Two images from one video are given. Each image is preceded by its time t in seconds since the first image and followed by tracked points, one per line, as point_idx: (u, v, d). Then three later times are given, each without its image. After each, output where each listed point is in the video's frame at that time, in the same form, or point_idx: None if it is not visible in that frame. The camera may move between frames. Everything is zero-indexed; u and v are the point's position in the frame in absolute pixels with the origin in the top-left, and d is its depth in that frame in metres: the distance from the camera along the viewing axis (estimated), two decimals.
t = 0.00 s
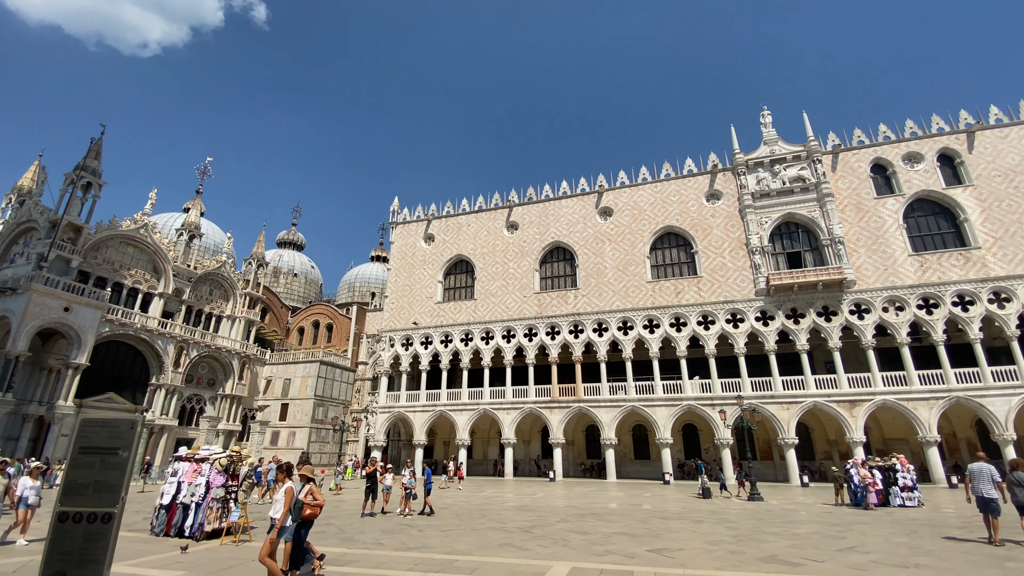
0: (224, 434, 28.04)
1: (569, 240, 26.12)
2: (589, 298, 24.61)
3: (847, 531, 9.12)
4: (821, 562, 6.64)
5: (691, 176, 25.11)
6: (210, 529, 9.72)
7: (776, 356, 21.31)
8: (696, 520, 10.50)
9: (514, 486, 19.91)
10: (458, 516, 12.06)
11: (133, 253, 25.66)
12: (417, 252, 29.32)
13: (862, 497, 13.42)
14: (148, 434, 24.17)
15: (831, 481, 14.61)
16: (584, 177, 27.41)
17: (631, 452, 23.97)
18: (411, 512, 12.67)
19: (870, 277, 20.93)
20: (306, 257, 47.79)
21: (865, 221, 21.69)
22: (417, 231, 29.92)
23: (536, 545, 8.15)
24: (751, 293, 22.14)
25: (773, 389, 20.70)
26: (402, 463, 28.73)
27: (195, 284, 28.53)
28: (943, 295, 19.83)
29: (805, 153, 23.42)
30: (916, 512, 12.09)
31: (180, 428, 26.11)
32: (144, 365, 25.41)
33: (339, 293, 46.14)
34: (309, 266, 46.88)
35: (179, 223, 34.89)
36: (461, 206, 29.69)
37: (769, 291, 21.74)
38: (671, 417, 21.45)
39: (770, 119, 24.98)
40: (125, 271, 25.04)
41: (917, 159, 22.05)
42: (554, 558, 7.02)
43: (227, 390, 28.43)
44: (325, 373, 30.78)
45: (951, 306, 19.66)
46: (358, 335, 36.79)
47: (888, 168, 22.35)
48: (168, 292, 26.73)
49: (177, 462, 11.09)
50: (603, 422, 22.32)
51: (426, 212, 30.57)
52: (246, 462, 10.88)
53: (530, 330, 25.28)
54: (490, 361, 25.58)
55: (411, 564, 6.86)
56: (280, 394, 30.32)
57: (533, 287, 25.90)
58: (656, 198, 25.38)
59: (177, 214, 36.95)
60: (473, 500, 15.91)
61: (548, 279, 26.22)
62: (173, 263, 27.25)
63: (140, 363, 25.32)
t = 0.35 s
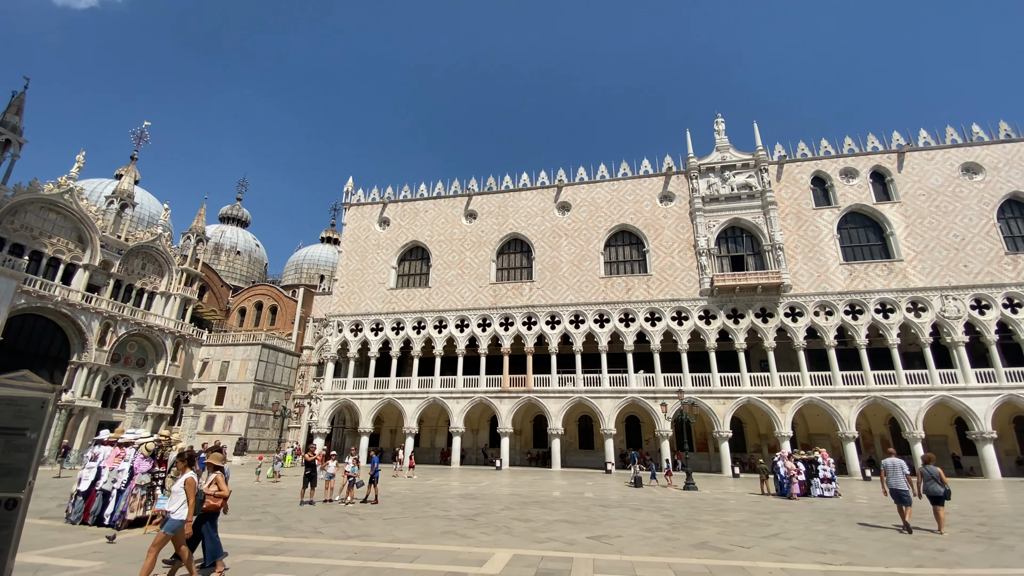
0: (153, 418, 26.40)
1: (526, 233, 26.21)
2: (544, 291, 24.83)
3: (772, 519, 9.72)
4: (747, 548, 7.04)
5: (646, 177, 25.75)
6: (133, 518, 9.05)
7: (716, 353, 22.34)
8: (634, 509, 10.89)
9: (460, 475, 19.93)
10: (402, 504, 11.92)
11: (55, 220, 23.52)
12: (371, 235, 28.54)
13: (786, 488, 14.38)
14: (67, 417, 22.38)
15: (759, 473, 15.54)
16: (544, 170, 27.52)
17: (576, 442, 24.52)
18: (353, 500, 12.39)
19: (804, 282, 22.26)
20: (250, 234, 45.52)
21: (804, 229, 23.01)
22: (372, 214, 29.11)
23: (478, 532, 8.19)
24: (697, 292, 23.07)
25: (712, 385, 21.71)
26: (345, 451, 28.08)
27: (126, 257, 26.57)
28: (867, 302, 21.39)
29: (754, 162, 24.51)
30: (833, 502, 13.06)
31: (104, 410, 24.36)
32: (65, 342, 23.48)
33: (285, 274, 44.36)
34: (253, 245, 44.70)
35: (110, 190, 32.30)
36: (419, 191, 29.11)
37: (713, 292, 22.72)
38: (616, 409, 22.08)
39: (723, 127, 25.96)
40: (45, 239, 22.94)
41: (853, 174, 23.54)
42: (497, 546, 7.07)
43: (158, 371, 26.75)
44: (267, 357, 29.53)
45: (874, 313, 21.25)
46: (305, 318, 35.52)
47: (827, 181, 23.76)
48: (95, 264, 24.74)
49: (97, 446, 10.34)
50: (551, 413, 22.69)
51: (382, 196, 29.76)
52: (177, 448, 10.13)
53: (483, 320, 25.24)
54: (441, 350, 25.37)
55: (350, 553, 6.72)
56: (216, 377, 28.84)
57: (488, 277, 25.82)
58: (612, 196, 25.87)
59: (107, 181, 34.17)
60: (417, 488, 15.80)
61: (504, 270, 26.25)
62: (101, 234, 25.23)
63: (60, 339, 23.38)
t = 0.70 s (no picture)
0: (72, 404, 24.41)
1: (483, 223, 26.07)
2: (498, 282, 24.81)
3: (707, 507, 10.20)
4: (684, 534, 7.35)
5: (603, 175, 26.19)
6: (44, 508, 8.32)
7: (662, 348, 23.15)
8: (578, 498, 11.15)
9: (406, 465, 19.71)
10: (344, 495, 11.64)
11: None
12: (321, 218, 27.49)
13: (721, 477, 14.97)
14: None
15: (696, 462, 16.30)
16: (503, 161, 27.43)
17: (524, 433, 24.78)
18: (293, 491, 11.89)
19: (745, 284, 23.41)
20: (188, 211, 42.75)
21: (747, 234, 24.17)
22: (323, 196, 28.03)
23: (423, 523, 8.10)
24: (646, 289, 23.78)
25: (657, 379, 22.51)
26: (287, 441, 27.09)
27: (45, 228, 24.32)
28: (801, 304, 22.77)
29: (704, 166, 25.43)
30: (763, 490, 13.89)
31: (14, 394, 22.28)
32: None
33: (226, 254, 42.06)
34: (191, 222, 42.04)
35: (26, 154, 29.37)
36: (374, 174, 28.28)
37: (662, 289, 23.50)
38: (565, 400, 22.47)
39: (678, 130, 26.76)
40: None
41: (794, 183, 24.89)
42: (442, 536, 7.02)
43: (79, 353, 24.75)
44: (204, 342, 27.94)
45: (806, 314, 22.65)
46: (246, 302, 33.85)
47: (770, 189, 25.03)
48: (9, 234, 22.48)
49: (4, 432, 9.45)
50: (501, 404, 22.79)
51: (335, 177, 28.71)
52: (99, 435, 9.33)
53: (436, 310, 24.94)
54: (392, 339, 24.86)
55: (288, 545, 6.46)
56: (146, 361, 27.00)
57: (443, 267, 25.49)
58: (570, 192, 26.15)
59: (23, 143, 31.04)
60: (361, 478, 15.50)
61: (458, 260, 26.02)
62: (16, 202, 22.95)
63: None
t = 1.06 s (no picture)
0: None
1: (438, 215, 25.70)
2: (452, 276, 24.54)
3: (648, 499, 10.55)
4: (626, 526, 7.56)
5: (560, 173, 26.46)
6: None
7: (610, 345, 23.72)
8: (524, 491, 11.24)
9: (350, 460, 19.19)
10: (283, 491, 11.17)
11: None
12: (265, 201, 26.17)
13: (661, 470, 15.64)
14: None
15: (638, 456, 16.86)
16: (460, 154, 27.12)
17: (473, 427, 24.71)
18: (227, 487, 11.24)
19: (689, 286, 24.38)
20: (116, 187, 39.54)
21: (693, 237, 25.16)
22: (268, 178, 26.67)
23: (366, 519, 7.88)
24: (597, 287, 24.28)
25: (604, 375, 23.05)
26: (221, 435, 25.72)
27: None
28: (740, 306, 23.96)
29: (656, 170, 26.19)
30: (700, 483, 14.54)
31: None
32: None
33: (159, 236, 39.27)
34: (120, 199, 38.92)
35: None
36: (325, 159, 27.21)
37: (612, 288, 24.07)
38: (515, 395, 22.59)
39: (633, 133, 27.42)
40: None
41: (738, 192, 26.11)
42: (385, 532, 6.86)
43: None
44: (131, 328, 25.98)
45: (744, 316, 23.87)
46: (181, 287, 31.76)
47: (715, 196, 26.14)
48: None
49: None
50: (451, 398, 22.62)
51: (282, 159, 27.39)
52: (5, 428, 8.20)
53: (386, 302, 24.37)
54: (339, 330, 24.08)
55: (220, 544, 6.09)
56: (63, 348, 24.79)
57: (395, 258, 24.91)
58: (527, 188, 26.22)
59: None
60: (302, 473, 14.94)
61: (411, 252, 25.53)
62: None
63: None
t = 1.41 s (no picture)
0: None
1: (390, 207, 25.10)
2: (403, 270, 24.05)
3: (591, 495, 10.79)
4: (568, 522, 7.67)
5: (516, 172, 26.54)
6: None
7: (559, 344, 24.05)
8: (469, 489, 11.20)
9: (288, 458, 18.41)
10: (214, 491, 10.54)
11: None
12: (203, 183, 24.61)
13: (605, 466, 15.95)
14: None
15: (582, 453, 17.21)
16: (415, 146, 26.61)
17: (419, 425, 24.34)
18: (151, 489, 10.47)
19: (636, 288, 25.13)
20: (31, 159, 35.95)
21: (641, 242, 25.95)
22: (207, 159, 25.09)
23: (303, 519, 7.57)
24: (549, 287, 24.56)
25: (553, 374, 23.36)
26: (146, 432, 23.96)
27: None
28: (681, 309, 24.96)
29: (609, 175, 26.78)
30: (640, 478, 15.03)
31: None
32: None
33: (80, 216, 36.08)
34: (36, 173, 35.43)
35: None
36: (270, 143, 25.89)
37: (563, 288, 24.42)
38: (463, 393, 22.46)
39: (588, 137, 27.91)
40: None
41: (684, 200, 27.16)
42: (323, 533, 6.60)
43: None
44: (44, 316, 23.70)
45: (685, 319, 24.90)
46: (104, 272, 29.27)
47: (664, 203, 27.08)
48: None
49: None
50: (397, 395, 22.18)
51: (224, 140, 25.84)
52: None
53: (333, 295, 23.56)
54: (280, 324, 23.02)
55: (140, 548, 5.66)
56: None
57: (343, 250, 24.12)
58: (482, 185, 26.10)
59: None
60: (236, 472, 14.18)
61: (360, 244, 24.79)
62: None
63: None
